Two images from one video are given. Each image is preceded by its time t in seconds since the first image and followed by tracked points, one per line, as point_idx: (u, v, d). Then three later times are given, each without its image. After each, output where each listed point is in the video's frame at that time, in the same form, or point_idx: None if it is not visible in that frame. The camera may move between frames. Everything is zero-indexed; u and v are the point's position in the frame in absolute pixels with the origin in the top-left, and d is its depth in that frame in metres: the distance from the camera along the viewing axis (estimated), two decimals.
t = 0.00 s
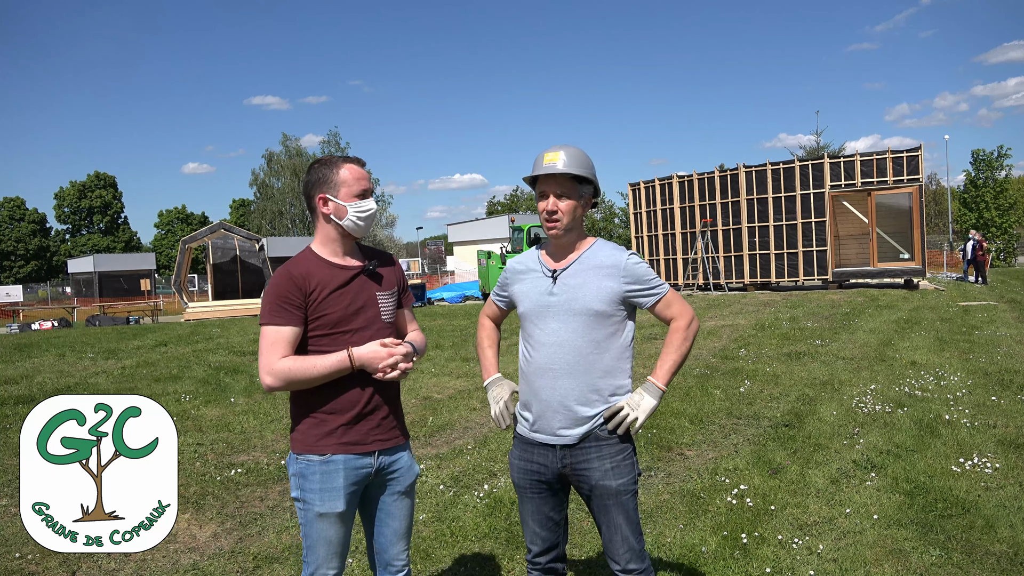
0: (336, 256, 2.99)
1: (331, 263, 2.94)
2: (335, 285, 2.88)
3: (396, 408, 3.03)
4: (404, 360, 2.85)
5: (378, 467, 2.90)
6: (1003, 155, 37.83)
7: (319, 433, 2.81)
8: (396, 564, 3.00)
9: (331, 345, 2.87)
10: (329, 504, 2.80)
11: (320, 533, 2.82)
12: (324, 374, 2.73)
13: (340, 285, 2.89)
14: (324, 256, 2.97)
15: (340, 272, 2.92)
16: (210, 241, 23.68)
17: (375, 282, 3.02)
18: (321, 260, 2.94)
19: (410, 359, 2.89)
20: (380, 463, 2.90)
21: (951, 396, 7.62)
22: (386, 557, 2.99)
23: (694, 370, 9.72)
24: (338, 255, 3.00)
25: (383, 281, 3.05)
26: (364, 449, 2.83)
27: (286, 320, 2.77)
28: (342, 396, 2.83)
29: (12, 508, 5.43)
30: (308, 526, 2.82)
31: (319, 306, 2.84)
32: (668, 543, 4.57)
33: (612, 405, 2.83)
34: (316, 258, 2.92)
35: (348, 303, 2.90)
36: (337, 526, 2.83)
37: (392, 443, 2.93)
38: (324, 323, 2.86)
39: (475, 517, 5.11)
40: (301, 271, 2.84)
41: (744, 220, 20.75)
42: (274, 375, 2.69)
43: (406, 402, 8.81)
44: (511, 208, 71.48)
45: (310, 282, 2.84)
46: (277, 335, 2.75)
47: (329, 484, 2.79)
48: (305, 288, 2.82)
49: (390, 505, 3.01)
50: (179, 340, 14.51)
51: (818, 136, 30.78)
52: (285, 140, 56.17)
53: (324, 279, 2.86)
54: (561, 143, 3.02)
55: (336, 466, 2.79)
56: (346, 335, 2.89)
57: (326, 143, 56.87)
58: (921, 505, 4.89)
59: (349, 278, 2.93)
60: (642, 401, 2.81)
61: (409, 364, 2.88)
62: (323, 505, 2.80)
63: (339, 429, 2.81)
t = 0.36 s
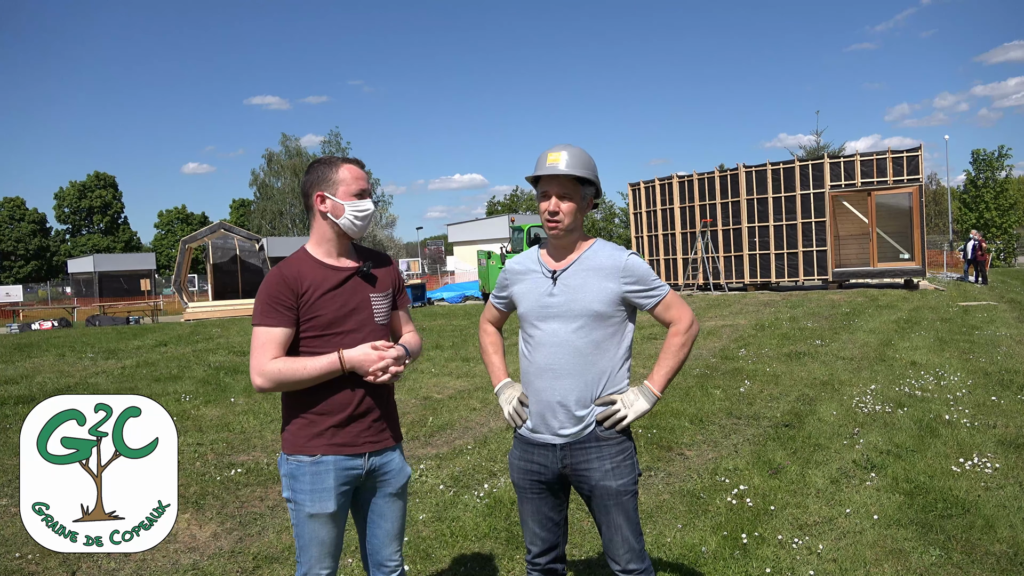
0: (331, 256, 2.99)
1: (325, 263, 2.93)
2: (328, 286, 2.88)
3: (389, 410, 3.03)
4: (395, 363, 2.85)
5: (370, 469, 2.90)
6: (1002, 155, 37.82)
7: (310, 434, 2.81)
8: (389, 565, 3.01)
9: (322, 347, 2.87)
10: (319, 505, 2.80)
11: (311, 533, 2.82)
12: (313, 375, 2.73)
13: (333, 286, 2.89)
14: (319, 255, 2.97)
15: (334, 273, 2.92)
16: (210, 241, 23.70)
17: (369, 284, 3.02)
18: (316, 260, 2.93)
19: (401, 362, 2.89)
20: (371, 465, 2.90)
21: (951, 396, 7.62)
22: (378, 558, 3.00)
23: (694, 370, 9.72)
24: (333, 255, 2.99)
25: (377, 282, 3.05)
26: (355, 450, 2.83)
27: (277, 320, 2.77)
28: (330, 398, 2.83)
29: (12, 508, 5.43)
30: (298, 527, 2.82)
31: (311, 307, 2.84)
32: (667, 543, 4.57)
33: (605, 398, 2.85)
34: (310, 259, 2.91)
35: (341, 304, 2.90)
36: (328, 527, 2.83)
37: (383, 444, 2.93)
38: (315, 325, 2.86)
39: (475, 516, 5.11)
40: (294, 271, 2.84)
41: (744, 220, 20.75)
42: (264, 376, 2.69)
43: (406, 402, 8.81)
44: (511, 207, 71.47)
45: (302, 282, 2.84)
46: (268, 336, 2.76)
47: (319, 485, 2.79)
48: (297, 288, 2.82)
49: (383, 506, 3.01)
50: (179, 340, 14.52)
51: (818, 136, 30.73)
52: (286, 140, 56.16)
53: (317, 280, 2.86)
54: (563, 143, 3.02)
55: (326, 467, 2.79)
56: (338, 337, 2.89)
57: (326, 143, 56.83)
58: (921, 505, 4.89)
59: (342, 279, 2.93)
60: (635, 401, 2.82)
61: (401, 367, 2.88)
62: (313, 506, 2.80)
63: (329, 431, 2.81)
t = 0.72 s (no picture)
0: (326, 256, 2.99)
1: (321, 264, 2.93)
2: (325, 286, 2.88)
3: (386, 410, 3.03)
4: (395, 362, 2.86)
5: (369, 469, 2.91)
6: (1003, 155, 37.79)
7: (309, 435, 2.81)
8: (390, 565, 3.01)
9: (320, 347, 2.87)
10: (320, 506, 2.80)
11: (311, 534, 2.82)
12: (313, 375, 2.73)
13: (330, 286, 2.90)
14: (315, 256, 2.96)
15: (331, 274, 2.92)
16: (210, 241, 23.70)
17: (365, 284, 3.03)
18: (312, 261, 2.93)
19: (400, 362, 2.90)
20: (371, 465, 2.90)
21: (951, 396, 7.62)
22: (379, 559, 3.00)
23: (694, 370, 9.72)
24: (329, 256, 2.99)
25: (373, 283, 3.06)
26: (355, 451, 2.83)
27: (276, 321, 2.76)
28: (330, 399, 2.83)
29: (12, 508, 5.43)
30: (298, 528, 2.82)
31: (309, 307, 2.84)
32: (667, 543, 4.57)
33: (608, 399, 2.85)
34: (306, 259, 2.91)
35: (338, 305, 2.90)
36: (328, 528, 2.83)
37: (382, 444, 2.94)
38: (314, 325, 2.86)
39: (475, 517, 5.10)
40: (291, 271, 2.83)
41: (744, 220, 20.75)
42: (264, 377, 2.68)
43: (406, 402, 8.81)
44: (511, 208, 71.43)
45: (300, 283, 2.83)
46: (267, 336, 2.75)
47: (320, 486, 2.79)
48: (295, 289, 2.82)
49: (382, 506, 3.01)
50: (179, 340, 14.52)
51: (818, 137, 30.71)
52: (285, 140, 56.16)
53: (314, 280, 2.86)
54: (567, 143, 3.02)
55: (326, 468, 2.79)
56: (336, 337, 2.89)
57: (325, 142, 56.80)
58: (921, 505, 4.89)
59: (339, 279, 2.93)
60: (638, 402, 2.81)
61: (400, 367, 2.89)
62: (314, 508, 2.80)
63: (328, 432, 2.81)
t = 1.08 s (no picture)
0: (327, 257, 2.99)
1: (321, 265, 2.93)
2: (326, 287, 2.88)
3: (388, 410, 3.03)
4: (397, 362, 2.86)
5: (372, 468, 2.91)
6: (1003, 155, 37.78)
7: (312, 435, 2.81)
8: (391, 564, 3.01)
9: (322, 348, 2.87)
10: (322, 505, 2.80)
11: (314, 534, 2.82)
12: (316, 375, 2.73)
13: (331, 287, 2.89)
14: (315, 257, 2.96)
15: (332, 274, 2.92)
16: (210, 241, 23.70)
17: (365, 284, 3.03)
18: (312, 262, 2.93)
19: (402, 361, 2.90)
20: (373, 464, 2.90)
21: (951, 396, 7.62)
22: (380, 558, 3.00)
23: (694, 370, 9.72)
24: (329, 256, 2.99)
25: (373, 284, 3.06)
26: (357, 450, 2.83)
27: (277, 322, 2.76)
28: (333, 398, 2.83)
29: (12, 508, 5.43)
30: (300, 528, 2.82)
31: (311, 308, 2.84)
32: (667, 543, 4.57)
33: (610, 399, 2.85)
34: (307, 260, 2.91)
35: (339, 305, 2.90)
36: (330, 528, 2.83)
37: (385, 444, 2.94)
38: (315, 326, 2.86)
39: (475, 517, 5.11)
40: (291, 272, 2.83)
41: (744, 220, 20.75)
42: (267, 378, 2.68)
43: (406, 402, 8.81)
44: (511, 208, 71.43)
45: (301, 283, 2.83)
46: (269, 337, 2.75)
47: (323, 486, 2.79)
48: (296, 290, 2.82)
49: (384, 505, 3.01)
50: (179, 340, 14.51)
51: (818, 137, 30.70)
52: (286, 140, 56.16)
53: (315, 281, 2.86)
54: (572, 142, 3.02)
55: (329, 468, 2.79)
56: (338, 337, 2.89)
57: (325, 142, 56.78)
58: (921, 505, 4.89)
59: (339, 279, 2.93)
60: (640, 401, 2.81)
61: (402, 366, 2.89)
62: (317, 507, 2.80)
63: (331, 431, 2.81)
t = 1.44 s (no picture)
0: (328, 257, 2.99)
1: (322, 265, 2.93)
2: (326, 287, 2.87)
3: (389, 409, 3.03)
4: (397, 362, 2.86)
5: (373, 468, 2.90)
6: (1003, 155, 37.78)
7: (313, 434, 2.81)
8: (392, 563, 3.00)
9: (323, 348, 2.87)
10: (323, 504, 2.80)
11: (314, 532, 2.82)
12: (316, 375, 2.73)
13: (331, 287, 2.89)
14: (316, 258, 2.96)
15: (332, 274, 2.92)
16: (210, 241, 23.69)
17: (366, 285, 3.02)
18: (313, 262, 2.92)
19: (402, 362, 2.90)
20: (374, 463, 2.90)
21: (951, 396, 7.62)
22: (380, 557, 2.99)
23: (694, 370, 9.71)
24: (330, 257, 2.99)
25: (374, 284, 3.05)
26: (358, 450, 2.83)
27: (278, 322, 2.76)
28: (334, 396, 2.83)
29: (12, 508, 5.43)
30: (301, 527, 2.82)
31: (311, 308, 2.84)
32: (667, 543, 4.57)
33: (610, 400, 2.84)
34: (307, 260, 2.91)
35: (339, 305, 2.90)
36: (331, 526, 2.83)
37: (386, 444, 2.94)
38: (315, 326, 2.86)
39: (476, 516, 5.10)
40: (292, 272, 2.83)
41: (744, 220, 20.75)
42: (267, 378, 2.68)
43: (406, 402, 8.81)
44: (511, 207, 71.42)
45: (301, 284, 2.83)
46: (269, 338, 2.75)
47: (323, 485, 2.79)
48: (297, 290, 2.82)
49: (385, 505, 3.01)
50: (179, 340, 14.51)
51: (818, 137, 30.71)
52: (286, 140, 56.13)
53: (315, 281, 2.86)
54: (573, 142, 3.02)
55: (330, 467, 2.79)
56: (338, 337, 2.89)
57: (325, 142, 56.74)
58: (921, 505, 4.89)
59: (340, 280, 2.92)
60: (640, 398, 2.80)
61: (402, 367, 2.88)
62: (317, 506, 2.79)
63: (332, 430, 2.81)
